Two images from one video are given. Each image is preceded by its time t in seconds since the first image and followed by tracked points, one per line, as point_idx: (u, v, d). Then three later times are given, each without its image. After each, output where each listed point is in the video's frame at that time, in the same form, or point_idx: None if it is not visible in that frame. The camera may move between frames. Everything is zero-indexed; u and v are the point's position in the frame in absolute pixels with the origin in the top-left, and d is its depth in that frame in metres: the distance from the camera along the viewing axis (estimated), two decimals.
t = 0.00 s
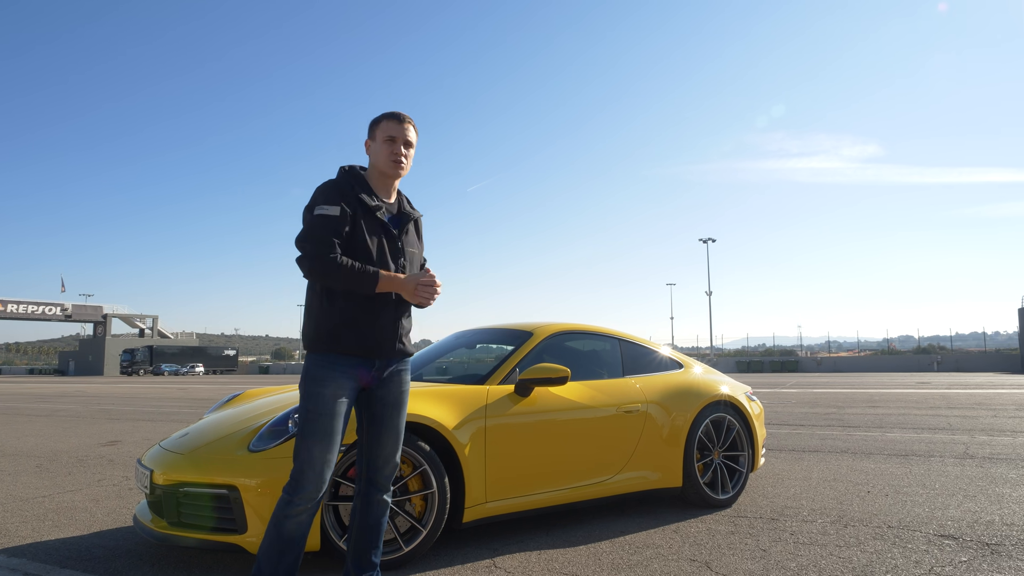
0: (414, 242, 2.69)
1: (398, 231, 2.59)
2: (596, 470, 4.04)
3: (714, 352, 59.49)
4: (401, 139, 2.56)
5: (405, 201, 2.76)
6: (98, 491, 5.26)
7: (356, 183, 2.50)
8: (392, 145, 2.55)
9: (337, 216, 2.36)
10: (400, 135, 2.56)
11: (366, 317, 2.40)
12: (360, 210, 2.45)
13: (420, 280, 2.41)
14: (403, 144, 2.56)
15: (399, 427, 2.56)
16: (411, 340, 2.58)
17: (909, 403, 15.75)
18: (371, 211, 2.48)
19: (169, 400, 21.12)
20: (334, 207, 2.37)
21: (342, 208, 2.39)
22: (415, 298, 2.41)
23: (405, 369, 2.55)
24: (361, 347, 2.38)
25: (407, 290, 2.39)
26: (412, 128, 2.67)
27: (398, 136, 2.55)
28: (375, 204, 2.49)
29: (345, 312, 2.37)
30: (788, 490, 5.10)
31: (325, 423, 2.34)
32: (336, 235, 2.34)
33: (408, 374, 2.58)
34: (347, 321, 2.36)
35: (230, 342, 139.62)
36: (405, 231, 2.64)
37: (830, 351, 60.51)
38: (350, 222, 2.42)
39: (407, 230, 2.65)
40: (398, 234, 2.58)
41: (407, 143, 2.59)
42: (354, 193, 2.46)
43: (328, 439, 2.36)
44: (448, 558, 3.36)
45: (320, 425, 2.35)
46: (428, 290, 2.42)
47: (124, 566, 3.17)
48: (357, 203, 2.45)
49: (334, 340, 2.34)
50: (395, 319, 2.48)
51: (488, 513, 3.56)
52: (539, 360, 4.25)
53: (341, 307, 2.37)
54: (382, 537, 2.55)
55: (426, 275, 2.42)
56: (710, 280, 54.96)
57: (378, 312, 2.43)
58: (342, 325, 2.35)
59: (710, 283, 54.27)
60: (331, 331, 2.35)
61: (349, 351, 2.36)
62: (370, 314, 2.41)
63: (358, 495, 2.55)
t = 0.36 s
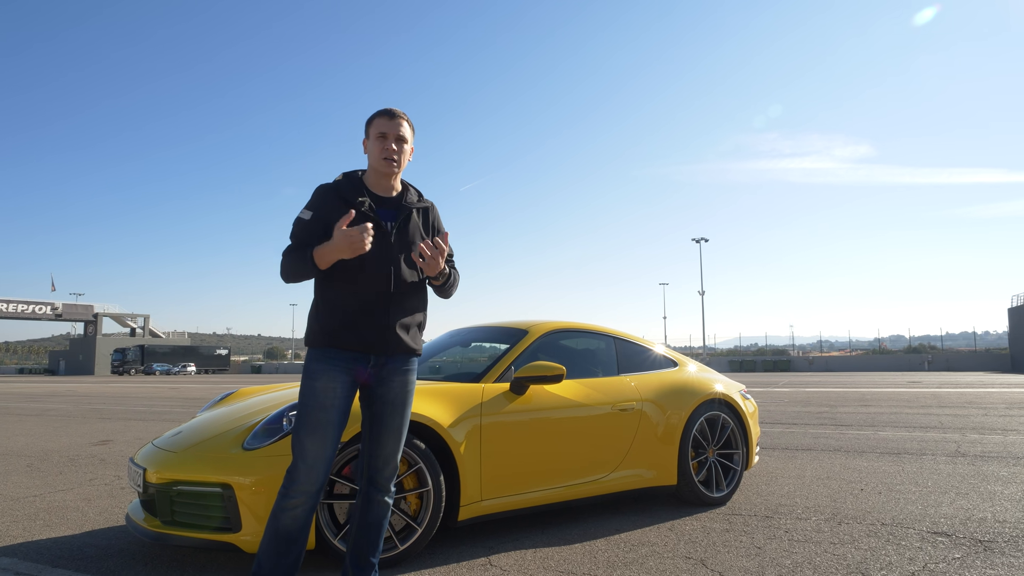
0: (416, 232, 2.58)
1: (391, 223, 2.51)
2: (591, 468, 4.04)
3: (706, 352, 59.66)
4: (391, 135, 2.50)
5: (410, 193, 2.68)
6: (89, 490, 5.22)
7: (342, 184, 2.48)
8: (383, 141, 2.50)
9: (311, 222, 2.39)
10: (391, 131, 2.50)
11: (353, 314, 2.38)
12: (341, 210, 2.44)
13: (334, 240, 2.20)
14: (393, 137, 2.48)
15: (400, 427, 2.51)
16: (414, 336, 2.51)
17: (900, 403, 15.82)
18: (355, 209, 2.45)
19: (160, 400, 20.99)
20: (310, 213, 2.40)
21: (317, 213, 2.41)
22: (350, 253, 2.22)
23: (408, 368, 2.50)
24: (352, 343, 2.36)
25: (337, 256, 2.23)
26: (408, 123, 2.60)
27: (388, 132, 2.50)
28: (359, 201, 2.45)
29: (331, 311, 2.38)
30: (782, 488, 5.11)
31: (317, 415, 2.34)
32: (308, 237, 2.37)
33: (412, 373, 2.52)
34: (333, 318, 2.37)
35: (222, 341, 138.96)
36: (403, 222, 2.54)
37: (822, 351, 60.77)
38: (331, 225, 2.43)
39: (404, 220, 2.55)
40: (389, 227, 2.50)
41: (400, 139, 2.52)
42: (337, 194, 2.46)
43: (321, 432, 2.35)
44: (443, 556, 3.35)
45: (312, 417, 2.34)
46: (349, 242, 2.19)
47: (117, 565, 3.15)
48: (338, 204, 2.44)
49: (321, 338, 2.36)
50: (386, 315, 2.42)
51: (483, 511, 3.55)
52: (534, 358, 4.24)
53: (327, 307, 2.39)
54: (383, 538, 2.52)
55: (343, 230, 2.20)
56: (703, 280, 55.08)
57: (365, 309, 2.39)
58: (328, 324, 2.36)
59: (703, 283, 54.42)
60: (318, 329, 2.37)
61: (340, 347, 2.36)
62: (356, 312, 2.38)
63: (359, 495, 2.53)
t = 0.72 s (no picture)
0: (417, 231, 2.55)
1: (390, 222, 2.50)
2: (589, 467, 4.04)
3: (702, 352, 59.72)
4: (388, 130, 2.48)
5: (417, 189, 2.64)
6: (85, 489, 5.20)
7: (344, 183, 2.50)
8: (381, 138, 2.49)
9: (311, 220, 2.42)
10: (389, 126, 2.49)
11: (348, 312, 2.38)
12: (340, 210, 2.47)
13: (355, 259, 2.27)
14: (390, 133, 2.47)
15: (397, 426, 2.49)
16: (411, 337, 2.49)
17: (896, 403, 15.85)
18: (354, 208, 2.47)
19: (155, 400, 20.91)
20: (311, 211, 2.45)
21: (318, 210, 2.45)
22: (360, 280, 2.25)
23: (406, 367, 2.49)
24: (346, 339, 2.36)
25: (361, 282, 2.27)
26: (410, 118, 2.58)
27: (387, 128, 2.48)
28: (358, 200, 2.46)
29: (328, 307, 2.40)
30: (779, 487, 5.12)
31: (312, 410, 2.34)
32: (309, 237, 2.40)
33: (410, 373, 2.50)
34: (330, 316, 2.38)
35: (218, 341, 138.56)
36: (404, 221, 2.53)
37: (818, 351, 60.92)
38: (331, 224, 2.46)
39: (405, 220, 2.53)
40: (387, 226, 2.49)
41: (399, 135, 2.51)
42: (339, 193, 2.49)
43: (316, 426, 2.34)
44: (442, 554, 3.35)
45: (307, 412, 2.35)
46: (365, 268, 2.23)
47: (114, 565, 3.14)
48: (339, 203, 2.47)
49: (317, 333, 2.38)
50: (381, 314, 2.41)
51: (481, 510, 3.55)
52: (532, 357, 4.24)
53: (324, 303, 2.41)
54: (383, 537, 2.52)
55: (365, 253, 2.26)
56: (699, 280, 55.14)
57: (360, 306, 2.39)
58: (324, 320, 2.38)
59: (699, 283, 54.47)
60: (315, 325, 2.39)
61: (335, 343, 2.37)
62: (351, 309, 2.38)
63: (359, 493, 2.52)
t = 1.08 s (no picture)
0: (424, 234, 2.56)
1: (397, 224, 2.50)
2: (587, 466, 4.04)
3: (700, 352, 59.76)
4: (393, 133, 2.48)
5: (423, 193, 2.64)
6: (81, 489, 5.19)
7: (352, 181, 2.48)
8: (386, 140, 2.49)
9: (320, 216, 2.39)
10: (393, 129, 2.49)
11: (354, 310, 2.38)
12: (349, 207, 2.44)
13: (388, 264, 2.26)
14: (394, 134, 2.46)
15: (398, 425, 2.49)
16: (415, 338, 2.50)
17: (893, 403, 15.87)
18: (363, 208, 2.45)
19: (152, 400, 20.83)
20: (321, 207, 2.41)
21: (328, 206, 2.40)
22: (388, 288, 2.26)
23: (408, 367, 2.50)
24: (352, 334, 2.37)
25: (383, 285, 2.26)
26: (416, 120, 2.58)
27: (391, 130, 2.48)
28: (367, 199, 2.44)
29: (333, 305, 2.39)
30: (777, 487, 5.13)
31: (323, 399, 2.32)
32: (318, 233, 2.37)
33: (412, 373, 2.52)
34: (335, 314, 2.38)
35: (215, 341, 138.36)
36: (411, 224, 2.53)
37: (815, 352, 61.00)
38: (339, 220, 2.43)
39: (413, 223, 2.53)
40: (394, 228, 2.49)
41: (403, 137, 2.50)
42: (347, 191, 2.46)
43: (327, 416, 2.31)
44: (440, 554, 3.35)
45: (318, 400, 2.32)
46: (397, 279, 2.24)
47: (111, 564, 3.13)
48: (348, 201, 2.45)
49: (320, 330, 2.38)
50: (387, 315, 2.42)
51: (480, 509, 3.55)
52: (530, 357, 4.24)
53: (329, 300, 2.40)
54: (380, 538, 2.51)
55: (396, 260, 2.26)
56: (696, 281, 55.18)
57: (367, 306, 2.39)
58: (329, 316, 2.37)
59: (697, 283, 54.49)
60: (321, 319, 2.39)
61: (341, 336, 2.37)
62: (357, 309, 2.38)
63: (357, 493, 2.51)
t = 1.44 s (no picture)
0: (429, 235, 2.57)
1: (405, 224, 2.50)
2: (585, 466, 4.04)
3: (699, 352, 59.79)
4: (397, 132, 2.48)
5: (426, 193, 2.64)
6: (79, 489, 5.18)
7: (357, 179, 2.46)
8: (390, 139, 2.48)
9: (328, 214, 2.36)
10: (397, 127, 2.48)
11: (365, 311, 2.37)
12: (356, 207, 2.43)
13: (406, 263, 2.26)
14: (398, 134, 2.45)
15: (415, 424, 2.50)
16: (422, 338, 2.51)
17: (892, 403, 15.88)
18: (371, 207, 2.43)
19: (151, 400, 20.81)
20: (329, 205, 2.38)
21: (336, 205, 2.38)
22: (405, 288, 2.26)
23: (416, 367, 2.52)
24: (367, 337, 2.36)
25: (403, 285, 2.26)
26: (420, 119, 2.57)
27: (395, 129, 2.47)
28: (375, 199, 2.43)
29: (342, 306, 2.38)
30: (775, 487, 5.13)
31: (354, 405, 2.29)
32: (327, 232, 2.34)
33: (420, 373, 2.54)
34: (345, 316, 2.36)
35: (214, 341, 138.29)
36: (417, 224, 2.53)
37: (813, 352, 61.06)
38: (348, 219, 2.40)
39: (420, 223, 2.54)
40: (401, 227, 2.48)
41: (408, 137, 2.49)
42: (354, 190, 2.44)
43: (366, 419, 2.28)
44: (437, 553, 3.34)
45: (350, 407, 2.28)
46: (416, 279, 2.25)
47: (109, 563, 3.13)
48: (355, 200, 2.43)
49: (331, 333, 2.36)
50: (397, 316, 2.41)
51: (478, 508, 3.55)
52: (528, 356, 4.24)
53: (337, 302, 2.38)
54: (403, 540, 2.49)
55: (414, 259, 2.26)
56: (695, 281, 55.22)
57: (377, 307, 2.38)
58: (340, 318, 2.36)
59: (696, 283, 54.53)
60: (332, 322, 2.37)
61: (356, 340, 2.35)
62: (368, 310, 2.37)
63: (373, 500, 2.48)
